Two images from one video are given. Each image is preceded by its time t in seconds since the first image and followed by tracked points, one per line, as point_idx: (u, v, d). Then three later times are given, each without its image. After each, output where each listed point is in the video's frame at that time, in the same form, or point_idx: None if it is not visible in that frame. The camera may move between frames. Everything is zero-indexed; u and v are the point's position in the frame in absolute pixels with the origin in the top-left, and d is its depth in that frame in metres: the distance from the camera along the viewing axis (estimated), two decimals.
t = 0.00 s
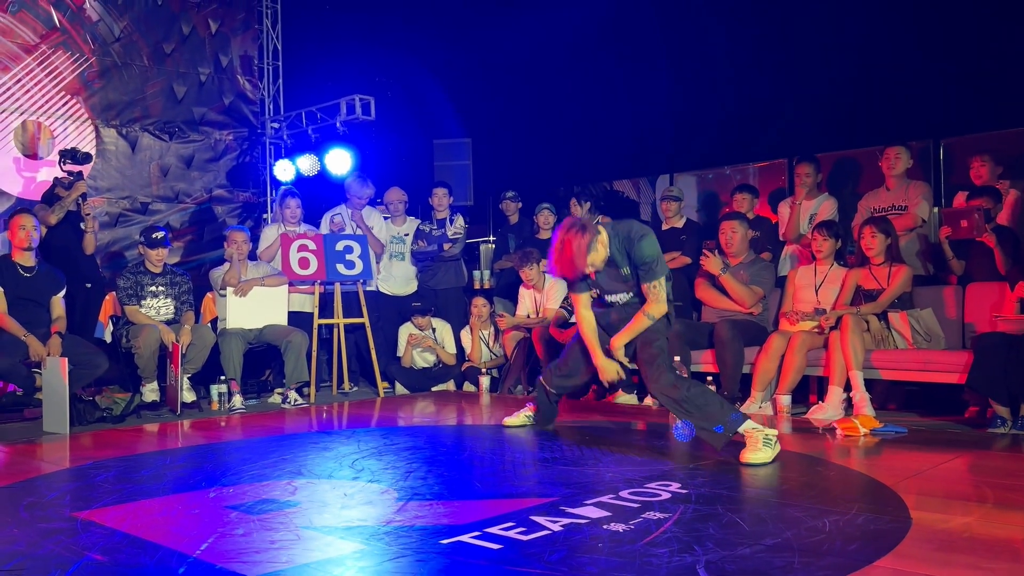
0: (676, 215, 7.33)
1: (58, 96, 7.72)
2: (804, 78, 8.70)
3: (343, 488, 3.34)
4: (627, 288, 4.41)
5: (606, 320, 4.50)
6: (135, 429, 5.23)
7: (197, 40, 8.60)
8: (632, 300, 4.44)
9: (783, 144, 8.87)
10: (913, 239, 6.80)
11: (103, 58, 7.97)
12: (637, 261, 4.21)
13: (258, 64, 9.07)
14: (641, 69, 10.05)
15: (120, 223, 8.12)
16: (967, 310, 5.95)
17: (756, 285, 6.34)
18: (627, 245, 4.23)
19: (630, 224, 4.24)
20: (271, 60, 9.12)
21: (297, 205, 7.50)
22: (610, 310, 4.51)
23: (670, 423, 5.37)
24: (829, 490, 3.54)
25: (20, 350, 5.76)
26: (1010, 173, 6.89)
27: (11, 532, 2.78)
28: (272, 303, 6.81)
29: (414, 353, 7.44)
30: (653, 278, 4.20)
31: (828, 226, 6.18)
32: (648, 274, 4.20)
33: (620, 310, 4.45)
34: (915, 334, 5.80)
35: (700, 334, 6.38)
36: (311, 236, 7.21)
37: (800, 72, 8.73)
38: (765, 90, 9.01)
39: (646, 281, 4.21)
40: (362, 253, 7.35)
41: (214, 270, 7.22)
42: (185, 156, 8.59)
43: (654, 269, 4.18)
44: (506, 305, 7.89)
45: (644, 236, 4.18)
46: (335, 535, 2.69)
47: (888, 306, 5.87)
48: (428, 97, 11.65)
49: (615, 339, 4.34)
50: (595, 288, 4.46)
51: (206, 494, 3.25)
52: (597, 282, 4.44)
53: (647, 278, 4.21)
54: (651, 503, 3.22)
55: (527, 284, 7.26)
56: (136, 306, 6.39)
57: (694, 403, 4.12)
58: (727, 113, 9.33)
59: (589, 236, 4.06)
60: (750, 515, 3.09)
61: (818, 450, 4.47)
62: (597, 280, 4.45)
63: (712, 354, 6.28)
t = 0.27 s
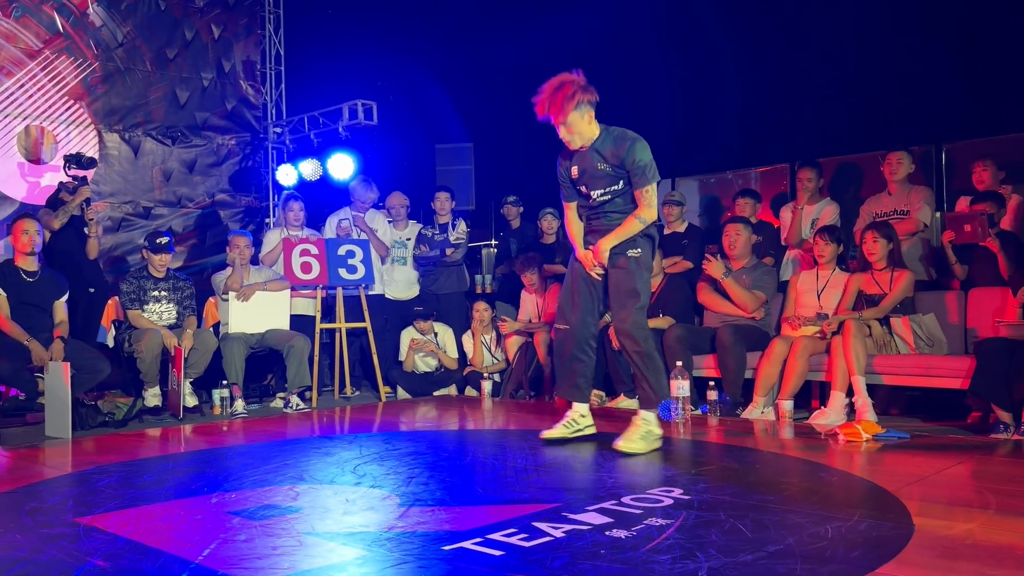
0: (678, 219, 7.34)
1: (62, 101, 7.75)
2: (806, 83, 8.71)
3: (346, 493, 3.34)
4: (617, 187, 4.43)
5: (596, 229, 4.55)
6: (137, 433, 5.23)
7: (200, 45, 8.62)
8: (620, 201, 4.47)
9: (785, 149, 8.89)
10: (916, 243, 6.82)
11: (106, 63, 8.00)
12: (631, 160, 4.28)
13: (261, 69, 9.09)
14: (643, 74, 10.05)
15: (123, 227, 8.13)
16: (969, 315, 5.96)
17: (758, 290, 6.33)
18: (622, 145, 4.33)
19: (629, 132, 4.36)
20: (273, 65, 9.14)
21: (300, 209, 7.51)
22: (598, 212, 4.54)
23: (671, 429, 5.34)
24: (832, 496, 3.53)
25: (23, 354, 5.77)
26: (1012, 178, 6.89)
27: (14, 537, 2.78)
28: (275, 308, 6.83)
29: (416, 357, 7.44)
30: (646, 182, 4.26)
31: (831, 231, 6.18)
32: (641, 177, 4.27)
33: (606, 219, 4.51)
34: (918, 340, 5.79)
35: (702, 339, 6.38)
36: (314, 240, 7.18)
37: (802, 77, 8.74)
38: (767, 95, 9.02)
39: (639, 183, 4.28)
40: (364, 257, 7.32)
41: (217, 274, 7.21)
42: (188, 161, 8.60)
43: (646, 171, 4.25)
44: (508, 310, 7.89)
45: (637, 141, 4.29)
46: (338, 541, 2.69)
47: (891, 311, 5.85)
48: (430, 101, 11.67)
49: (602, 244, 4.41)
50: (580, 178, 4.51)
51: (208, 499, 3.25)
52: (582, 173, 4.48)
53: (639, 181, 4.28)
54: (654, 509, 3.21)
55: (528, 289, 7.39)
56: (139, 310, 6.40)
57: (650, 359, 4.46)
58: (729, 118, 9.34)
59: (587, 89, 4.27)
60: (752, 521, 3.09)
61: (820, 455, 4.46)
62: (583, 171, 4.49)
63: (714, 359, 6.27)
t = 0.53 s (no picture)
0: (681, 225, 7.35)
1: (65, 105, 7.75)
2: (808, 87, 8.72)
3: (348, 498, 3.34)
4: (614, 190, 4.40)
5: (591, 236, 4.52)
6: (140, 437, 5.23)
7: (204, 50, 8.64)
8: (614, 206, 4.43)
9: (786, 154, 8.91)
10: (919, 248, 6.83)
11: (109, 67, 8.01)
12: (630, 166, 4.26)
13: (263, 74, 9.11)
14: (645, 79, 10.06)
15: (125, 232, 8.14)
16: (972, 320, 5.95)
17: (761, 295, 6.34)
18: (623, 152, 4.32)
19: (634, 139, 4.36)
20: (276, 70, 9.16)
21: (302, 213, 7.52)
22: (594, 218, 4.50)
23: (675, 434, 5.34)
24: (835, 502, 3.52)
25: (25, 359, 5.77)
26: (1015, 183, 6.89)
27: (17, 541, 2.78)
28: (278, 312, 6.86)
29: (418, 362, 7.42)
30: (643, 190, 4.23)
31: (834, 236, 6.18)
32: (637, 184, 4.24)
33: (601, 227, 4.48)
34: (921, 345, 5.79)
35: (705, 343, 6.37)
36: (316, 245, 7.19)
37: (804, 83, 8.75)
38: (768, 100, 9.04)
39: (635, 191, 4.25)
40: (367, 262, 7.31)
41: (220, 278, 7.20)
42: (191, 165, 8.61)
43: (643, 177, 4.23)
44: (510, 314, 7.89)
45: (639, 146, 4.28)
46: (340, 546, 2.69)
47: (894, 316, 5.85)
48: (433, 106, 11.69)
49: (601, 254, 4.35)
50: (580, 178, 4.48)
51: (211, 504, 3.25)
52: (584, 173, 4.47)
53: (636, 187, 4.25)
54: (657, 515, 3.20)
55: (529, 293, 7.45)
56: (141, 314, 6.41)
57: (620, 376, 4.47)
58: (731, 123, 9.34)
59: (620, 83, 4.38)
60: (756, 527, 3.08)
61: (822, 460, 4.46)
62: (586, 171, 4.48)
63: (717, 364, 6.28)
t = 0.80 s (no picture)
0: (679, 227, 7.35)
1: (63, 108, 7.75)
2: (806, 91, 8.74)
3: (346, 501, 3.33)
4: (618, 191, 4.42)
5: (593, 240, 4.51)
6: (138, 440, 5.22)
7: (202, 53, 8.64)
8: (616, 207, 4.45)
9: (785, 158, 8.92)
10: (917, 252, 6.83)
11: (108, 70, 8.01)
12: (636, 166, 4.29)
13: (262, 77, 9.12)
14: (644, 82, 10.08)
15: (124, 234, 8.14)
16: (970, 324, 5.95)
17: (759, 298, 6.34)
18: (630, 153, 4.35)
19: (642, 140, 4.39)
20: (275, 72, 9.17)
21: (301, 216, 7.52)
22: (596, 221, 4.51)
23: (673, 438, 5.33)
24: (833, 505, 3.52)
25: (23, 361, 5.77)
26: (1012, 186, 6.90)
27: (14, 544, 2.78)
28: (277, 314, 6.85)
29: (417, 363, 7.40)
30: (646, 191, 4.26)
31: (831, 239, 6.17)
32: (641, 184, 4.27)
33: (603, 230, 4.48)
34: (919, 349, 5.81)
35: (703, 347, 6.38)
36: (315, 247, 7.18)
37: (802, 86, 8.77)
38: (767, 104, 9.05)
39: (639, 191, 4.27)
40: (365, 265, 7.34)
41: (218, 281, 7.23)
42: (189, 168, 8.61)
43: (649, 177, 4.26)
44: (509, 317, 7.89)
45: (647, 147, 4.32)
46: (338, 549, 2.69)
47: (892, 319, 5.86)
48: (431, 109, 11.69)
49: (605, 258, 4.34)
50: (585, 178, 4.49)
51: (209, 506, 3.25)
52: (589, 173, 4.47)
53: (641, 188, 4.27)
54: (655, 518, 3.21)
55: (529, 296, 7.38)
56: (140, 316, 6.41)
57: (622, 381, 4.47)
58: (730, 126, 9.35)
59: (632, 84, 4.43)
60: (754, 530, 3.08)
61: (821, 464, 4.45)
62: (591, 170, 4.49)
63: (715, 367, 6.25)
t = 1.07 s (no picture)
0: (673, 230, 7.35)
1: (57, 109, 7.73)
2: (801, 94, 8.77)
3: (339, 503, 3.33)
4: (631, 190, 4.39)
5: (605, 244, 4.44)
6: (131, 442, 5.21)
7: (197, 54, 8.63)
8: (626, 209, 4.42)
9: (780, 161, 8.95)
10: (911, 255, 6.85)
11: (102, 71, 7.99)
12: (653, 167, 4.30)
13: (257, 78, 9.11)
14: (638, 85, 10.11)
15: (118, 236, 8.11)
16: (963, 327, 5.97)
17: (753, 301, 6.35)
18: (644, 154, 4.35)
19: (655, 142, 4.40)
20: (269, 74, 9.15)
21: (296, 219, 7.51)
22: (606, 224, 4.45)
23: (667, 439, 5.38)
24: (826, 507, 3.53)
25: (16, 363, 5.74)
26: (1005, 190, 6.93)
27: (6, 547, 2.76)
28: (272, 317, 6.81)
29: (411, 366, 7.41)
30: (663, 193, 4.27)
31: (825, 242, 6.20)
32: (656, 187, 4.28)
33: (615, 230, 4.43)
34: (912, 351, 5.80)
35: (697, 349, 6.39)
36: (309, 249, 7.19)
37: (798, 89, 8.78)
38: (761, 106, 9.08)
39: (657, 193, 4.27)
40: (359, 266, 7.27)
41: (212, 283, 7.23)
42: (184, 170, 8.59)
43: (667, 180, 4.28)
44: (504, 320, 7.90)
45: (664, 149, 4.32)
46: (332, 551, 2.68)
47: (885, 322, 5.87)
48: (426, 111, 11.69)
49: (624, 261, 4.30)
50: (594, 175, 4.41)
51: (202, 509, 3.24)
52: (600, 170, 4.41)
53: (658, 190, 4.27)
54: (648, 520, 3.21)
55: (524, 298, 7.36)
56: (134, 318, 6.39)
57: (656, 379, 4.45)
58: (725, 129, 9.37)
59: (649, 84, 4.37)
60: (747, 533, 3.09)
61: (814, 466, 4.46)
62: (601, 168, 4.43)
63: (709, 369, 6.30)
